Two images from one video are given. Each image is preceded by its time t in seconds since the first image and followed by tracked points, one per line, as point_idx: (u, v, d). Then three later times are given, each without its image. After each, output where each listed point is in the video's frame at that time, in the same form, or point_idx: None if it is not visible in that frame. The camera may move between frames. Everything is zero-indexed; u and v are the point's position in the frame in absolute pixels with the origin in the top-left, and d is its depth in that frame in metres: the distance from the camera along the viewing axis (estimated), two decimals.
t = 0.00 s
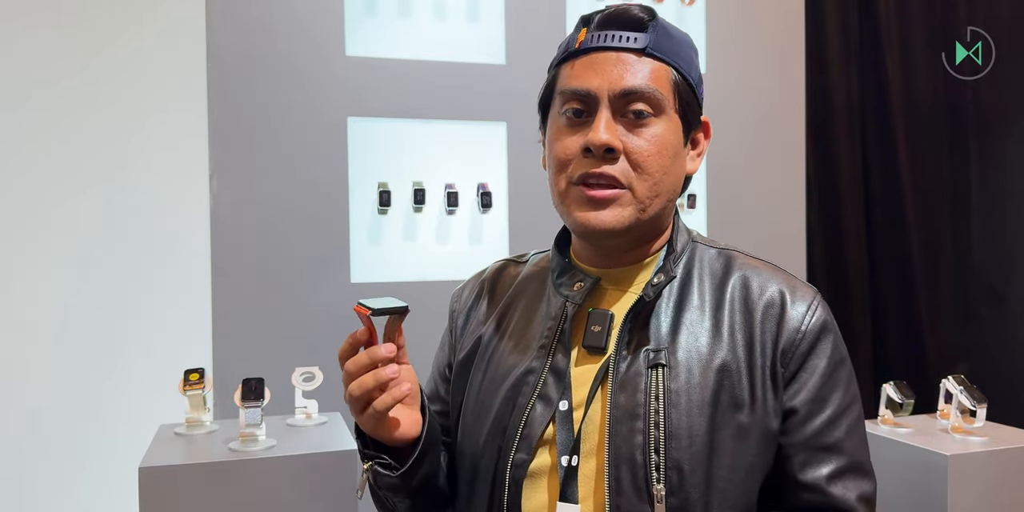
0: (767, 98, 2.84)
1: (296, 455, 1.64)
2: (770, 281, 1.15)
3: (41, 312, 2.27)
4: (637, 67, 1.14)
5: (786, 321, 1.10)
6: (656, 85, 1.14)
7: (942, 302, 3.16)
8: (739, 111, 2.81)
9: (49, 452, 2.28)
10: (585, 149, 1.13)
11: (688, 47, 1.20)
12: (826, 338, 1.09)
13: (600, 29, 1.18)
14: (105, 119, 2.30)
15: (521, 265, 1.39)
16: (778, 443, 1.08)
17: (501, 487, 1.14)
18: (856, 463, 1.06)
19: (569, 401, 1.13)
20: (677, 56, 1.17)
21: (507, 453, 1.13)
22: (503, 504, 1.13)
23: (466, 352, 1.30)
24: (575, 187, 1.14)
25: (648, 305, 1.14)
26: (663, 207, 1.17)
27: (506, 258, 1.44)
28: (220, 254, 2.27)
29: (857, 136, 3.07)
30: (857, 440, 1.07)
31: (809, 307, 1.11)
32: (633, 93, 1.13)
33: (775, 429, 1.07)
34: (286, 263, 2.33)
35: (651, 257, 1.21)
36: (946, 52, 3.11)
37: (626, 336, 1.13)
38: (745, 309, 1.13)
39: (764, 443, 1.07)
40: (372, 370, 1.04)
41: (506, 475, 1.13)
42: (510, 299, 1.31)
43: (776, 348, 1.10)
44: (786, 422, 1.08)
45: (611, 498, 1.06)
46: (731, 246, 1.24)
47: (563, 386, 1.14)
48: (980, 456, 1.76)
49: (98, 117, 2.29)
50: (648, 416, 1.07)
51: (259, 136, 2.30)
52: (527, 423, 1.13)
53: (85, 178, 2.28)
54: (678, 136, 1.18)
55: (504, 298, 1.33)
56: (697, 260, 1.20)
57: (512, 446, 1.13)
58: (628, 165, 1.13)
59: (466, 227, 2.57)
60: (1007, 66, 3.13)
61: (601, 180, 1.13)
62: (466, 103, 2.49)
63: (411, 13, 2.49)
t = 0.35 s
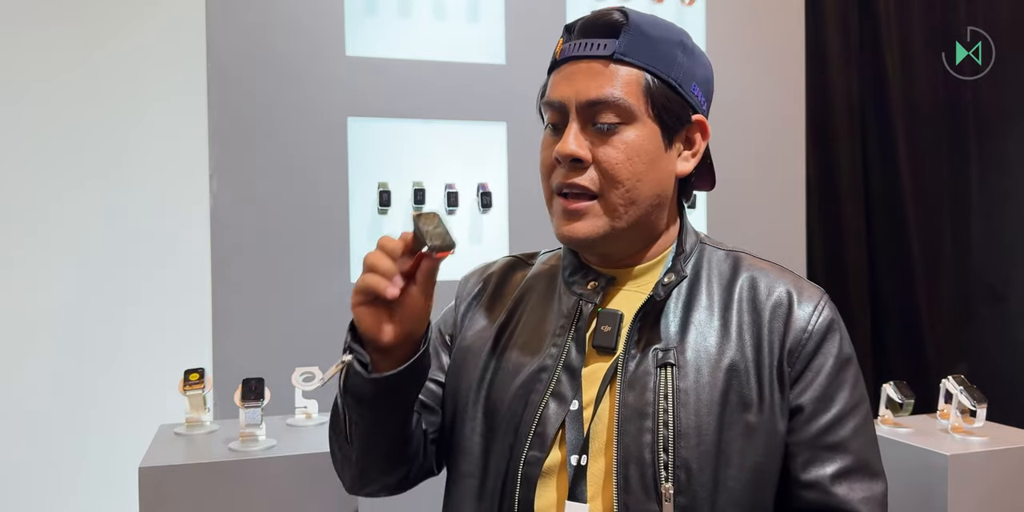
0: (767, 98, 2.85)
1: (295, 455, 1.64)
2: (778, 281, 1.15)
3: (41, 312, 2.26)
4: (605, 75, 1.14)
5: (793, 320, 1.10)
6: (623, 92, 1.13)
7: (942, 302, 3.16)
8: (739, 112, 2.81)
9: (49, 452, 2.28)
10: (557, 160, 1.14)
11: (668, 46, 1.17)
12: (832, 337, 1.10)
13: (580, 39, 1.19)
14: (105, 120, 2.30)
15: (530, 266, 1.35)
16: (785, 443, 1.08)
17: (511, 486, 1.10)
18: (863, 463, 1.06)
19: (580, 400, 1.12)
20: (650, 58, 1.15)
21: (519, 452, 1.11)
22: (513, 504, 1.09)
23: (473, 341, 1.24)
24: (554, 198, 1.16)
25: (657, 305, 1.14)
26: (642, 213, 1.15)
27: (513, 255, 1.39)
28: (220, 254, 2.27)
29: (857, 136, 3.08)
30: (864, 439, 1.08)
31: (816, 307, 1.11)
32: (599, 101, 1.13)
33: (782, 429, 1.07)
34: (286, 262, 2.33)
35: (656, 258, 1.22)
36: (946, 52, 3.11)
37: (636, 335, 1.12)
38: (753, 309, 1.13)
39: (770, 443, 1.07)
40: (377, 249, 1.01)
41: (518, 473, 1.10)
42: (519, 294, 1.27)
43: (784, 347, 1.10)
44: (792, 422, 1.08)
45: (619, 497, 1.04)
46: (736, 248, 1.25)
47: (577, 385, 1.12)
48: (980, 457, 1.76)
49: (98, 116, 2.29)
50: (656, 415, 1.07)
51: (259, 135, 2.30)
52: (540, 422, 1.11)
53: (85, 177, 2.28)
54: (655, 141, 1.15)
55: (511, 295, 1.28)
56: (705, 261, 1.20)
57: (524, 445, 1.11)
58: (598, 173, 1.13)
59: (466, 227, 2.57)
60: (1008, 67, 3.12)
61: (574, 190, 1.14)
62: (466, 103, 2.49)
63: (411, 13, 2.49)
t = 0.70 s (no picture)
0: (767, 98, 2.84)
1: (295, 455, 1.64)
2: (778, 272, 1.15)
3: (40, 312, 2.26)
4: (625, 72, 1.13)
5: (794, 311, 1.10)
6: (646, 88, 1.13)
7: (942, 302, 3.16)
8: (739, 111, 2.81)
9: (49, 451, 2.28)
10: (585, 160, 1.12)
11: (671, 43, 1.18)
12: (833, 329, 1.10)
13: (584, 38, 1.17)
14: (104, 119, 2.30)
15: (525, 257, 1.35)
16: (789, 434, 1.07)
17: (510, 475, 1.10)
18: (867, 453, 1.05)
19: (579, 391, 1.12)
20: (661, 53, 1.16)
21: (519, 441, 1.11)
22: (512, 494, 1.09)
23: (484, 332, 1.22)
24: (579, 198, 1.14)
25: (660, 295, 1.14)
26: (670, 206, 1.16)
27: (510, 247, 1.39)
28: (220, 253, 2.27)
29: (857, 136, 3.08)
30: (867, 430, 1.07)
31: (816, 298, 1.11)
32: (625, 98, 1.12)
33: (785, 420, 1.07)
34: (285, 262, 2.33)
35: (659, 252, 1.21)
36: (946, 52, 3.11)
37: (637, 325, 1.13)
38: (754, 300, 1.13)
39: (775, 434, 1.06)
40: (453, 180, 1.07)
41: (518, 462, 1.10)
42: (514, 284, 1.28)
43: (786, 338, 1.09)
44: (796, 412, 1.08)
45: (623, 488, 1.04)
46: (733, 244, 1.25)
47: (577, 375, 1.12)
48: (980, 457, 1.76)
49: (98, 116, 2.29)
50: (659, 406, 1.07)
51: (259, 135, 2.30)
52: (541, 411, 1.11)
53: (85, 176, 2.28)
54: (674, 133, 1.17)
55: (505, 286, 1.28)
56: (704, 255, 1.20)
57: (523, 434, 1.11)
58: (629, 169, 1.12)
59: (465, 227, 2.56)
60: (1008, 66, 3.12)
61: (605, 189, 1.13)
62: (466, 103, 2.49)
63: (411, 13, 2.49)
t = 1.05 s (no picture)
0: (767, 97, 2.84)
1: (295, 455, 1.64)
2: (776, 276, 1.15)
3: (40, 311, 2.26)
4: (607, 76, 1.13)
5: (792, 316, 1.10)
6: (629, 89, 1.13)
7: (942, 301, 3.16)
8: (741, 112, 2.81)
9: (49, 451, 2.28)
10: (575, 167, 1.12)
11: (653, 42, 1.18)
12: (830, 333, 1.10)
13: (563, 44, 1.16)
14: (104, 119, 2.30)
15: (521, 257, 1.35)
16: (786, 437, 1.07)
17: (511, 473, 1.10)
18: (862, 456, 1.06)
19: (578, 391, 1.11)
20: (643, 53, 1.16)
21: (520, 439, 1.10)
22: (513, 492, 1.09)
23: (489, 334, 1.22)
24: (572, 204, 1.14)
25: (659, 296, 1.14)
26: (664, 203, 1.17)
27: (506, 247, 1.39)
28: (220, 254, 2.27)
29: (857, 136, 3.07)
30: (862, 433, 1.08)
31: (814, 302, 1.12)
32: (609, 101, 1.12)
33: (782, 423, 1.07)
34: (285, 262, 2.33)
35: (657, 251, 1.21)
36: (946, 52, 3.11)
37: (636, 324, 1.12)
38: (752, 302, 1.13)
39: (771, 437, 1.06)
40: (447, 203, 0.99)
41: (518, 461, 1.09)
42: (512, 284, 1.27)
43: (784, 341, 1.09)
44: (793, 416, 1.07)
45: (621, 490, 1.04)
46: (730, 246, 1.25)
47: (577, 373, 1.12)
48: (981, 457, 1.76)
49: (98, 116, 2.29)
50: (658, 408, 1.07)
51: (258, 135, 2.29)
52: (541, 409, 1.11)
53: (85, 177, 2.28)
54: (663, 130, 1.17)
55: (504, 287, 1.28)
56: (702, 256, 1.20)
57: (524, 433, 1.10)
58: (620, 170, 1.12)
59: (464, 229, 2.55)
60: (1006, 65, 3.14)
61: (598, 192, 1.13)
62: (466, 103, 2.49)
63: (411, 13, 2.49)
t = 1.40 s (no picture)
0: (768, 97, 2.84)
1: (295, 455, 1.64)
2: (775, 277, 1.15)
3: (40, 311, 2.26)
4: (609, 79, 1.13)
5: (792, 317, 1.10)
6: (630, 94, 1.13)
7: (942, 301, 3.16)
8: (741, 112, 2.81)
9: (49, 450, 2.28)
10: (567, 168, 1.12)
11: (664, 45, 1.18)
12: (829, 334, 1.11)
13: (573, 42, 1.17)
14: (104, 119, 2.30)
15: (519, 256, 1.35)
16: (786, 438, 1.07)
17: (510, 474, 1.10)
18: (861, 456, 1.06)
19: (578, 391, 1.11)
20: (650, 57, 1.15)
21: (519, 441, 1.10)
22: (513, 493, 1.09)
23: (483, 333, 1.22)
24: (563, 205, 1.14)
25: (659, 297, 1.14)
26: (655, 213, 1.16)
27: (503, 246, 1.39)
28: (220, 254, 2.27)
29: (857, 136, 3.07)
30: (861, 433, 1.08)
31: (813, 304, 1.12)
32: (608, 105, 1.12)
33: (782, 423, 1.07)
34: (285, 261, 2.33)
35: (654, 254, 1.22)
36: (946, 52, 3.11)
37: (637, 325, 1.12)
38: (752, 303, 1.13)
39: (772, 438, 1.06)
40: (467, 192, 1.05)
41: (518, 462, 1.09)
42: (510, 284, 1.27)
43: (785, 342, 1.10)
44: (793, 416, 1.08)
45: (623, 491, 1.04)
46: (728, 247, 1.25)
47: (576, 374, 1.12)
48: (981, 458, 1.76)
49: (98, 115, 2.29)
50: (660, 409, 1.07)
51: (258, 135, 2.29)
52: (541, 411, 1.11)
53: (85, 176, 2.28)
54: (662, 139, 1.16)
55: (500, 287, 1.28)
56: (701, 257, 1.20)
57: (523, 435, 1.10)
58: (612, 177, 1.12)
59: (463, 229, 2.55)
60: (1006, 66, 3.15)
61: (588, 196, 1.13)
62: (466, 103, 2.49)
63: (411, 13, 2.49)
